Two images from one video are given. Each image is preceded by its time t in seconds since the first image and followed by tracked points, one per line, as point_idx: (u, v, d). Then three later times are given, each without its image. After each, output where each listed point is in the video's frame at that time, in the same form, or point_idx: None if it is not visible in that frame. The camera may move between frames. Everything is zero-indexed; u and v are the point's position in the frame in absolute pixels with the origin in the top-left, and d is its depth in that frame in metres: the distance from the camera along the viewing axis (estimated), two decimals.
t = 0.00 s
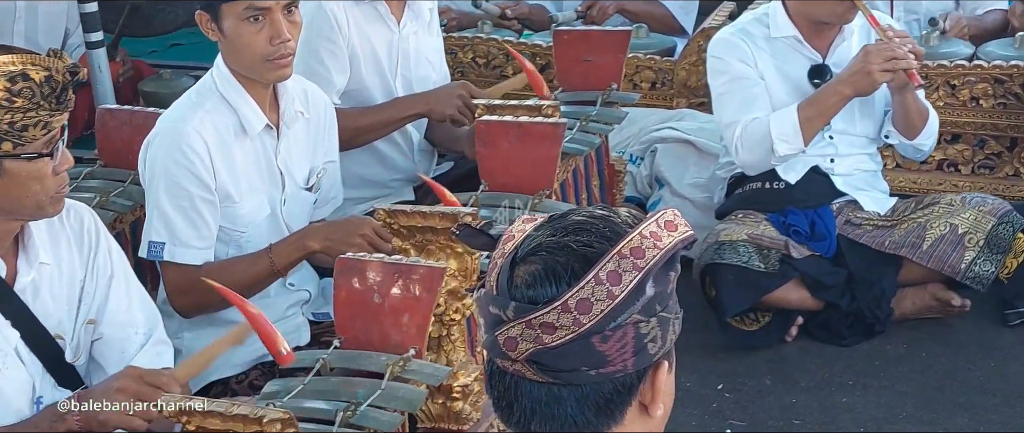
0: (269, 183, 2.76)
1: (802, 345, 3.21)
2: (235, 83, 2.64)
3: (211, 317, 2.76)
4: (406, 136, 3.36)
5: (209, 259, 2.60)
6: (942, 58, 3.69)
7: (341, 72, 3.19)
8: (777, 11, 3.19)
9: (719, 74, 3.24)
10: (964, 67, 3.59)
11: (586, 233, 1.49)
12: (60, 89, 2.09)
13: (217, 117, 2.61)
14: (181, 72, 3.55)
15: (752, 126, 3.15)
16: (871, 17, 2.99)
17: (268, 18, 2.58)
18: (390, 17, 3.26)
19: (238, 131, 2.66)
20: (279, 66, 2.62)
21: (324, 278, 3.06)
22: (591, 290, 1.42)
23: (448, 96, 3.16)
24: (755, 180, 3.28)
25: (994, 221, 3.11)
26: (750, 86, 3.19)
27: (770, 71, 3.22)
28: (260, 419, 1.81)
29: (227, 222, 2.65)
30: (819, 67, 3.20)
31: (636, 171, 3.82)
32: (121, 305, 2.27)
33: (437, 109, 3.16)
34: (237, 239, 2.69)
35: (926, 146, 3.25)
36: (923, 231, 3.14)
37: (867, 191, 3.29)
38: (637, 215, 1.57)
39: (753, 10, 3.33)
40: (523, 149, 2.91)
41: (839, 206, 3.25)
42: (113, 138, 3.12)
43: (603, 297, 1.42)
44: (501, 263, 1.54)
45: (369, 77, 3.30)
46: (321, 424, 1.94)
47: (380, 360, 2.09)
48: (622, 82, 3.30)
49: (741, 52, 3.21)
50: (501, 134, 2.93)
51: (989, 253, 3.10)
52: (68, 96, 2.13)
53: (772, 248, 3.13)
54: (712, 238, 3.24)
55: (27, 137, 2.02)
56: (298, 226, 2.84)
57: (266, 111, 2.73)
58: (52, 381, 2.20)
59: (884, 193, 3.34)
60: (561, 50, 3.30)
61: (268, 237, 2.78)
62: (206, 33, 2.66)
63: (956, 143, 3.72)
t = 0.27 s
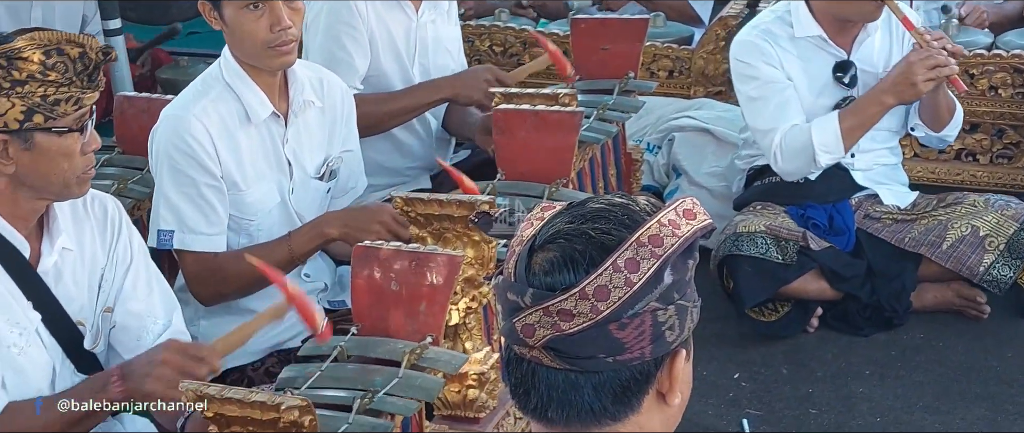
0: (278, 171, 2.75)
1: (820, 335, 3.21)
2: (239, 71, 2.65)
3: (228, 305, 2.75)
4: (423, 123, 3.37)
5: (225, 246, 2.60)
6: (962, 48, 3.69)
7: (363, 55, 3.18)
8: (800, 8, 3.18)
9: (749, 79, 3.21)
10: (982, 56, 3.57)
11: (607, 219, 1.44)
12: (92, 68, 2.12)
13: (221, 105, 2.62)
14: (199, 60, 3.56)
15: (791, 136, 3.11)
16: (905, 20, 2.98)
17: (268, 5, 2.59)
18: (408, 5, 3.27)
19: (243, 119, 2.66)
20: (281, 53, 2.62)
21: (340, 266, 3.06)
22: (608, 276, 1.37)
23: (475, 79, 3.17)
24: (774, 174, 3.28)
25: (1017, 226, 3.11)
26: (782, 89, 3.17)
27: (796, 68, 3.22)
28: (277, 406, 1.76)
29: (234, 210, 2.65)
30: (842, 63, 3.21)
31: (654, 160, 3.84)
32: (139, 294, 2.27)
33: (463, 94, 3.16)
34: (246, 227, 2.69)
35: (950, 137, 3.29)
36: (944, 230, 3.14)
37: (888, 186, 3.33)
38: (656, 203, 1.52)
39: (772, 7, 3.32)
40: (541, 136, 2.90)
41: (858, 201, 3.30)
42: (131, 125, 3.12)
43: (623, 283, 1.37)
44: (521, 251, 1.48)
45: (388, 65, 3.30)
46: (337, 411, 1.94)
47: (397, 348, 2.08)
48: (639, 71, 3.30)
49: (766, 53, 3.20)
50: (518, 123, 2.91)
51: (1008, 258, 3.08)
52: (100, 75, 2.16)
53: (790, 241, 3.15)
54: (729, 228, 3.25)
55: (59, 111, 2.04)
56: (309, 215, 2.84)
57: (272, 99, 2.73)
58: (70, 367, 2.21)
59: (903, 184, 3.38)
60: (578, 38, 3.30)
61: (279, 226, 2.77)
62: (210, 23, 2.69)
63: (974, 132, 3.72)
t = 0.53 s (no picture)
0: (282, 163, 2.74)
1: (826, 329, 3.21)
2: (237, 66, 2.63)
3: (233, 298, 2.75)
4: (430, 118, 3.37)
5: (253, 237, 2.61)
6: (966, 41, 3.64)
7: (373, 50, 3.20)
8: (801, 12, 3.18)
9: (755, 87, 3.21)
10: (989, 49, 3.57)
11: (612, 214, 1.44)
12: (114, 60, 2.16)
13: (223, 101, 2.61)
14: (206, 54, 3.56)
15: (801, 145, 3.11)
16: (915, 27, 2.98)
17: None
18: None
19: (244, 114, 2.65)
20: (276, 45, 2.61)
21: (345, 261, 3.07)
22: (617, 270, 1.37)
23: (486, 72, 3.16)
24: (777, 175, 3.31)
25: None
26: (789, 96, 3.17)
27: (799, 74, 3.22)
28: (284, 400, 1.76)
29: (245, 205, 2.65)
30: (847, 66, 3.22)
31: (660, 154, 3.85)
32: (156, 284, 2.31)
33: (473, 87, 3.16)
34: (257, 221, 2.69)
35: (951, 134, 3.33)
36: (953, 232, 3.15)
37: (894, 183, 3.33)
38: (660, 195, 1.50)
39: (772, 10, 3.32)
40: (548, 130, 2.89)
41: (864, 200, 3.30)
42: (137, 119, 3.12)
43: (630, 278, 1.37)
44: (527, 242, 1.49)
45: (398, 60, 3.31)
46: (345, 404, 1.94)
47: (403, 341, 2.08)
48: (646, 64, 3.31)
49: (769, 61, 3.20)
50: (524, 117, 2.90)
51: (1017, 262, 3.08)
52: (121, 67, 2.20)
53: (794, 237, 3.14)
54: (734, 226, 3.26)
55: (81, 104, 2.06)
56: (314, 205, 2.84)
57: (272, 92, 2.72)
58: (83, 360, 2.21)
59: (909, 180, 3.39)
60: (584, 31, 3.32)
61: (285, 219, 2.77)
62: (201, 20, 2.66)
63: (980, 126, 3.72)
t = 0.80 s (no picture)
0: (284, 158, 2.74)
1: (829, 325, 3.21)
2: (238, 61, 2.62)
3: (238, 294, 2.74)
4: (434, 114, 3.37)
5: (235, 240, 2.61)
6: (970, 35, 3.68)
7: (379, 43, 3.20)
8: (795, 18, 3.19)
9: (745, 96, 3.25)
10: (993, 44, 3.57)
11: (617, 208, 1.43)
12: (131, 47, 2.20)
13: (224, 95, 2.61)
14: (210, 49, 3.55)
15: (787, 156, 3.14)
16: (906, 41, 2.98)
17: None
18: None
19: (246, 108, 2.64)
20: (279, 39, 2.58)
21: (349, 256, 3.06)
22: (622, 265, 1.36)
23: (492, 68, 3.14)
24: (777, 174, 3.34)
25: None
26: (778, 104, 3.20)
27: (792, 82, 3.24)
28: (289, 395, 1.75)
29: (244, 201, 2.65)
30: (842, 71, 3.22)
31: (663, 149, 3.87)
32: (163, 283, 2.30)
33: (480, 82, 3.14)
34: (258, 217, 2.68)
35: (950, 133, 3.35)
36: (956, 228, 3.15)
37: (897, 179, 3.35)
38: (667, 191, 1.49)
39: (767, 15, 3.34)
40: (552, 125, 2.88)
41: (866, 197, 3.32)
42: (139, 113, 3.12)
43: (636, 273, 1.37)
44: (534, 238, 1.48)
45: (402, 54, 3.30)
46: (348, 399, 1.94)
47: (407, 337, 2.07)
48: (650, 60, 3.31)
49: (761, 69, 3.23)
50: (528, 112, 2.89)
51: (1020, 258, 3.08)
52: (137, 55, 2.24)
53: (795, 234, 3.15)
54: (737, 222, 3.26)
55: (97, 85, 2.10)
56: (317, 200, 2.83)
57: (275, 86, 2.71)
58: (88, 352, 2.21)
59: (911, 175, 3.40)
60: (588, 27, 3.31)
61: (287, 213, 2.77)
62: (202, 17, 2.62)
63: (984, 121, 3.72)
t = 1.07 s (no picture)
0: (286, 150, 2.73)
1: (834, 319, 3.21)
2: (236, 55, 2.61)
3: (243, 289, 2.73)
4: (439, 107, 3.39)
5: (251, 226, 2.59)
6: (976, 30, 3.69)
7: (380, 40, 3.18)
8: (799, 14, 3.18)
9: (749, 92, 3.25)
10: (997, 39, 3.57)
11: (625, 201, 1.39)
12: (148, 40, 2.20)
13: (224, 89, 2.59)
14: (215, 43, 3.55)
15: (790, 153, 3.15)
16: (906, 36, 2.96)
17: None
18: None
19: (246, 102, 2.63)
20: (274, 36, 2.58)
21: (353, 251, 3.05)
22: (630, 258, 1.32)
23: (491, 64, 3.15)
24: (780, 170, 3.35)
25: None
26: (781, 100, 3.21)
27: (795, 78, 3.25)
28: (294, 388, 1.74)
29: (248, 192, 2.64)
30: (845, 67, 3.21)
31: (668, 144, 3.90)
32: (176, 273, 2.34)
33: (480, 79, 3.15)
34: (262, 210, 2.67)
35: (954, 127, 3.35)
36: (961, 223, 3.15)
37: (901, 174, 3.36)
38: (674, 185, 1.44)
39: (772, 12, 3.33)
40: (556, 119, 2.87)
41: (870, 191, 3.32)
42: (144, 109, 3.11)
43: (643, 265, 1.32)
44: (539, 234, 1.42)
45: (406, 48, 3.29)
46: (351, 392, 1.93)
47: (412, 331, 2.06)
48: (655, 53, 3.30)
49: (765, 66, 3.23)
50: (533, 106, 2.88)
51: None
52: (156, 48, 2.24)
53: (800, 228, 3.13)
54: (741, 217, 3.26)
55: (106, 72, 2.10)
56: (320, 192, 2.82)
57: (274, 79, 2.70)
58: (103, 343, 2.22)
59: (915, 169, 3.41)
60: (592, 21, 3.32)
61: (291, 206, 2.76)
62: (200, 12, 2.62)
63: (988, 116, 3.72)
